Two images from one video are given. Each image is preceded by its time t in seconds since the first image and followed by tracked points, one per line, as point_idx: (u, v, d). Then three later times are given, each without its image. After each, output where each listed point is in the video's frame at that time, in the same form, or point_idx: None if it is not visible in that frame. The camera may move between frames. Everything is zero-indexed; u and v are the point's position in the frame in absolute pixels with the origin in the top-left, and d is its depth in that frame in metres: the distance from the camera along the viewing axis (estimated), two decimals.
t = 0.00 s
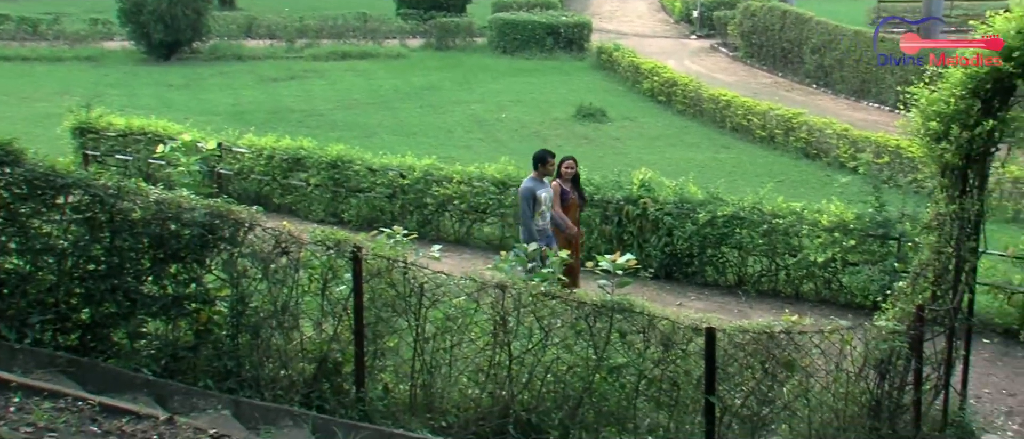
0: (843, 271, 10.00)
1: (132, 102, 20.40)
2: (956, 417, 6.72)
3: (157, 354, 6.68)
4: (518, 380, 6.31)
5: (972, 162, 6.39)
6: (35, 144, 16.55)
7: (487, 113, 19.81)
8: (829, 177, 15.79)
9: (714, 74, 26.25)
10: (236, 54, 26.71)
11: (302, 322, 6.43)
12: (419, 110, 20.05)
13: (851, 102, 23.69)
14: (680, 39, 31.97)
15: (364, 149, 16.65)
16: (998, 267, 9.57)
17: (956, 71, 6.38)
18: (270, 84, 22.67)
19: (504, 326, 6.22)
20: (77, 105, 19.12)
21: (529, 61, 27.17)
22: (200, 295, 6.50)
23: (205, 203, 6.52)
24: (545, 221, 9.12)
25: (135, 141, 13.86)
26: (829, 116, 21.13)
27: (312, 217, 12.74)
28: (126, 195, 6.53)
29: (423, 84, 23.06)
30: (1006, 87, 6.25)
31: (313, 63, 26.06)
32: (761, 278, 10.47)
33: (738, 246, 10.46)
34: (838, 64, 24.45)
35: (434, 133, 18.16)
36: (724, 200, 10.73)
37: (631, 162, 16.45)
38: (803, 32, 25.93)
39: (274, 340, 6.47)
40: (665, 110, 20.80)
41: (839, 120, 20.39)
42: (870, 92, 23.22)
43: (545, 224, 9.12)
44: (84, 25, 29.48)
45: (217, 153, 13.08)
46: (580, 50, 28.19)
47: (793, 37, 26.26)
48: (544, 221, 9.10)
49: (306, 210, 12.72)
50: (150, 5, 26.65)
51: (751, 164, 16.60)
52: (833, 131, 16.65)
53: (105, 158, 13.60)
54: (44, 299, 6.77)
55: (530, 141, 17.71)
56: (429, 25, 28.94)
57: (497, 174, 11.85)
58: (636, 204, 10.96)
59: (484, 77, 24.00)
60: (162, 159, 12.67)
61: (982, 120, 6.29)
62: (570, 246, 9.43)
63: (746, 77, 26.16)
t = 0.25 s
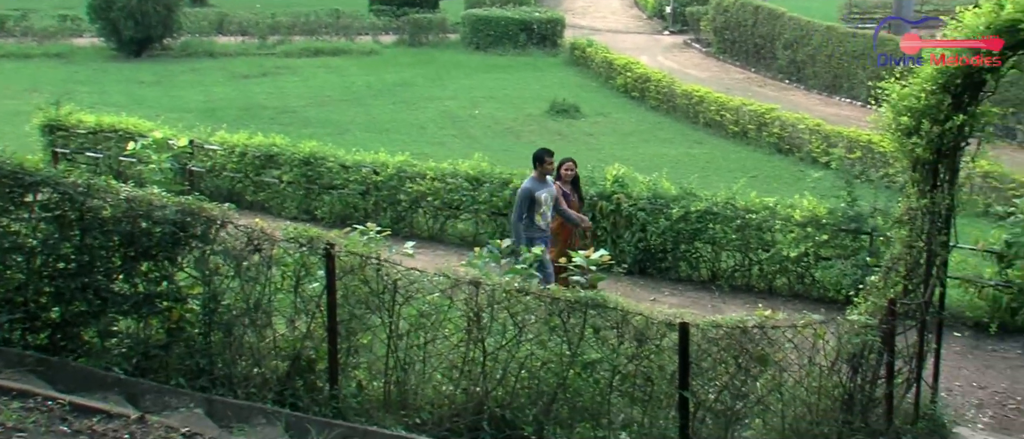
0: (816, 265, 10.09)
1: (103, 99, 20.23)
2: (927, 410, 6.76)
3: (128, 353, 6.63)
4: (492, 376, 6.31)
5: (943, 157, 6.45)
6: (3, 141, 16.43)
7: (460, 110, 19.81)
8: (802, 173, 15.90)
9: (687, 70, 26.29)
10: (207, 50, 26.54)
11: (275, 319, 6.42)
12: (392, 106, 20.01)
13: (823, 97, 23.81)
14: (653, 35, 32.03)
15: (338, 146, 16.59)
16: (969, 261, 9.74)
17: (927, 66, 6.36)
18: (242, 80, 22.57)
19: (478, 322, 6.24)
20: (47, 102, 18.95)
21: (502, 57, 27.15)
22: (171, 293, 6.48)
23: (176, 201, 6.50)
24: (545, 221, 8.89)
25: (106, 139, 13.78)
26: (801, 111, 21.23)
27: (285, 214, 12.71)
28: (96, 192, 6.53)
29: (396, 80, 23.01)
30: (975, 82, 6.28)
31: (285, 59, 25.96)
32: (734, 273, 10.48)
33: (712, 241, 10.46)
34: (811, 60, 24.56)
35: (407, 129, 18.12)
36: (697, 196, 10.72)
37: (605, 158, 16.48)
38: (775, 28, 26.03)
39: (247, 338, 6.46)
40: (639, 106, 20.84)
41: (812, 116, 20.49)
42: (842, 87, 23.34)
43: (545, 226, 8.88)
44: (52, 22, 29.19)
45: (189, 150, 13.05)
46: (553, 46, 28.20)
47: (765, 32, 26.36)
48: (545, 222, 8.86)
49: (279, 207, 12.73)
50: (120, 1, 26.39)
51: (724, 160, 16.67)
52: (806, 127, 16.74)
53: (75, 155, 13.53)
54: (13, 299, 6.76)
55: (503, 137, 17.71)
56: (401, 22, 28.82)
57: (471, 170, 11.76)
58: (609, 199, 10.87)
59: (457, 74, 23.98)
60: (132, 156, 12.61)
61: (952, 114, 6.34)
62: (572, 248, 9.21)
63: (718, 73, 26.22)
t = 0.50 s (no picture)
0: (786, 261, 10.12)
1: (70, 96, 20.04)
2: (896, 404, 6.79)
3: (95, 352, 6.60)
4: (463, 373, 6.32)
5: (911, 151, 6.48)
6: None
7: (430, 107, 19.80)
8: (771, 168, 15.98)
9: (657, 66, 26.34)
10: (175, 48, 26.40)
11: (245, 317, 6.40)
12: (362, 103, 19.96)
13: (792, 93, 23.94)
14: (623, 31, 32.07)
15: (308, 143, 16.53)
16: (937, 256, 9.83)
17: (893, 62, 6.43)
18: (211, 78, 22.45)
19: (449, 319, 6.23)
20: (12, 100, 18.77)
21: (472, 53, 27.12)
22: (139, 291, 6.46)
23: (143, 199, 6.48)
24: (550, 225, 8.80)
25: (71, 137, 13.75)
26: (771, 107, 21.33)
27: (255, 212, 12.62)
28: (62, 191, 6.51)
29: (365, 77, 22.95)
30: (942, 77, 6.33)
31: (253, 57, 25.83)
32: (704, 268, 10.51)
33: (682, 236, 10.50)
34: (779, 55, 24.68)
35: (377, 126, 18.06)
36: (667, 191, 10.75)
37: (575, 154, 16.51)
38: (745, 23, 26.11)
39: (216, 336, 6.45)
40: (609, 102, 20.88)
41: (781, 111, 20.60)
42: (811, 82, 23.48)
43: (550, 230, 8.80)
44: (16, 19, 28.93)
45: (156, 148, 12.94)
46: (522, 42, 28.22)
47: (735, 28, 26.48)
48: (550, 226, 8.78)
49: (248, 205, 12.63)
50: None
51: (695, 155, 16.73)
52: (775, 122, 16.83)
53: (40, 154, 13.40)
54: None
55: (473, 134, 17.70)
56: (372, 18, 28.60)
57: (441, 167, 11.80)
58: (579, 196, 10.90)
59: (427, 70, 23.95)
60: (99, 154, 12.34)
61: (920, 109, 6.38)
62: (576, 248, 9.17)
63: (688, 69, 26.27)
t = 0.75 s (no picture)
0: (752, 257, 10.17)
1: (32, 96, 19.85)
2: (862, 399, 6.86)
3: (58, 355, 6.57)
4: (431, 372, 6.31)
5: (875, 148, 6.52)
6: None
7: (397, 105, 19.76)
8: (737, 165, 16.05)
9: (623, 63, 26.39)
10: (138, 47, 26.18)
11: (210, 318, 6.39)
12: (328, 102, 19.90)
13: (758, 90, 24.06)
14: (589, 29, 32.10)
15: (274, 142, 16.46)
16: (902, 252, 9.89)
17: (858, 58, 6.48)
18: (176, 77, 22.32)
19: (416, 318, 6.22)
20: None
21: (438, 52, 27.08)
22: (102, 293, 6.44)
23: (106, 199, 6.44)
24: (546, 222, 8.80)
25: (33, 137, 13.60)
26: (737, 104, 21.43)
27: (220, 212, 12.51)
28: (22, 192, 6.44)
29: (331, 75, 22.88)
30: (905, 75, 6.40)
31: (218, 55, 25.69)
32: (672, 266, 10.53)
33: (649, 234, 10.50)
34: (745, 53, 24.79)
35: (344, 125, 18.01)
36: (635, 189, 10.73)
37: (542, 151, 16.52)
38: (710, 21, 26.20)
39: (181, 337, 6.44)
40: (576, 100, 20.91)
41: (747, 108, 20.69)
42: (777, 80, 23.61)
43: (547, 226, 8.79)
44: None
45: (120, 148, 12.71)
46: (489, 41, 28.17)
47: (700, 26, 26.57)
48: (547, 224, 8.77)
49: (213, 205, 12.50)
50: None
51: (662, 153, 16.78)
52: (741, 119, 16.90)
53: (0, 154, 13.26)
54: None
55: (441, 133, 17.69)
56: (336, 17, 28.60)
57: (408, 166, 11.80)
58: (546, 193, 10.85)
59: (393, 69, 23.91)
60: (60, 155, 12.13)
61: (883, 106, 6.42)
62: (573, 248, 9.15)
63: (654, 66, 26.31)
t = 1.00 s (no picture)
0: (726, 256, 10.21)
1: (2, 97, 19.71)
2: (836, 397, 6.84)
3: (28, 358, 6.56)
4: (405, 373, 6.30)
5: (847, 146, 6.56)
6: None
7: (371, 106, 19.71)
8: (710, 164, 16.06)
9: (597, 63, 26.36)
10: (109, 47, 26.02)
11: (183, 319, 6.38)
12: (302, 102, 19.84)
13: (732, 89, 24.12)
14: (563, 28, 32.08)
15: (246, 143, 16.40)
16: (873, 250, 9.93)
17: (831, 57, 6.51)
18: (148, 77, 22.22)
19: (390, 318, 6.21)
20: None
21: (412, 52, 27.02)
22: (73, 296, 6.43)
23: (76, 201, 6.42)
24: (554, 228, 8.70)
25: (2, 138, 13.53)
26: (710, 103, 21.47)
27: (193, 213, 12.49)
28: None
29: (304, 76, 22.82)
30: (877, 73, 6.42)
31: (190, 56, 25.57)
32: (646, 265, 10.55)
33: (624, 233, 10.51)
34: (719, 52, 24.83)
35: (317, 125, 17.96)
36: (609, 188, 10.70)
37: (516, 151, 16.52)
38: (684, 21, 26.22)
39: (154, 339, 6.41)
40: (550, 99, 20.89)
41: (720, 108, 20.74)
42: (751, 79, 23.68)
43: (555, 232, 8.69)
44: None
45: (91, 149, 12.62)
46: (463, 40, 28.18)
47: (674, 25, 26.61)
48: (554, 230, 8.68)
49: (186, 206, 12.48)
50: None
51: (637, 152, 16.80)
52: (715, 118, 16.92)
53: None
54: None
55: (414, 133, 17.65)
56: (309, 17, 28.51)
57: (381, 166, 11.76)
58: (521, 193, 10.86)
59: (367, 69, 23.85)
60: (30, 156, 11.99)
61: (856, 105, 6.45)
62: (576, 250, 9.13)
63: (628, 66, 26.31)
